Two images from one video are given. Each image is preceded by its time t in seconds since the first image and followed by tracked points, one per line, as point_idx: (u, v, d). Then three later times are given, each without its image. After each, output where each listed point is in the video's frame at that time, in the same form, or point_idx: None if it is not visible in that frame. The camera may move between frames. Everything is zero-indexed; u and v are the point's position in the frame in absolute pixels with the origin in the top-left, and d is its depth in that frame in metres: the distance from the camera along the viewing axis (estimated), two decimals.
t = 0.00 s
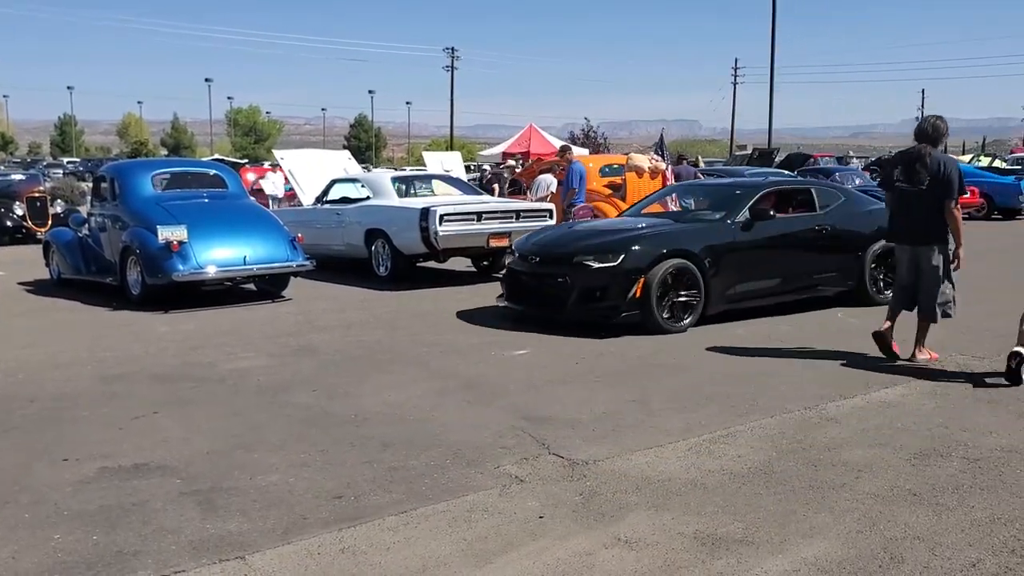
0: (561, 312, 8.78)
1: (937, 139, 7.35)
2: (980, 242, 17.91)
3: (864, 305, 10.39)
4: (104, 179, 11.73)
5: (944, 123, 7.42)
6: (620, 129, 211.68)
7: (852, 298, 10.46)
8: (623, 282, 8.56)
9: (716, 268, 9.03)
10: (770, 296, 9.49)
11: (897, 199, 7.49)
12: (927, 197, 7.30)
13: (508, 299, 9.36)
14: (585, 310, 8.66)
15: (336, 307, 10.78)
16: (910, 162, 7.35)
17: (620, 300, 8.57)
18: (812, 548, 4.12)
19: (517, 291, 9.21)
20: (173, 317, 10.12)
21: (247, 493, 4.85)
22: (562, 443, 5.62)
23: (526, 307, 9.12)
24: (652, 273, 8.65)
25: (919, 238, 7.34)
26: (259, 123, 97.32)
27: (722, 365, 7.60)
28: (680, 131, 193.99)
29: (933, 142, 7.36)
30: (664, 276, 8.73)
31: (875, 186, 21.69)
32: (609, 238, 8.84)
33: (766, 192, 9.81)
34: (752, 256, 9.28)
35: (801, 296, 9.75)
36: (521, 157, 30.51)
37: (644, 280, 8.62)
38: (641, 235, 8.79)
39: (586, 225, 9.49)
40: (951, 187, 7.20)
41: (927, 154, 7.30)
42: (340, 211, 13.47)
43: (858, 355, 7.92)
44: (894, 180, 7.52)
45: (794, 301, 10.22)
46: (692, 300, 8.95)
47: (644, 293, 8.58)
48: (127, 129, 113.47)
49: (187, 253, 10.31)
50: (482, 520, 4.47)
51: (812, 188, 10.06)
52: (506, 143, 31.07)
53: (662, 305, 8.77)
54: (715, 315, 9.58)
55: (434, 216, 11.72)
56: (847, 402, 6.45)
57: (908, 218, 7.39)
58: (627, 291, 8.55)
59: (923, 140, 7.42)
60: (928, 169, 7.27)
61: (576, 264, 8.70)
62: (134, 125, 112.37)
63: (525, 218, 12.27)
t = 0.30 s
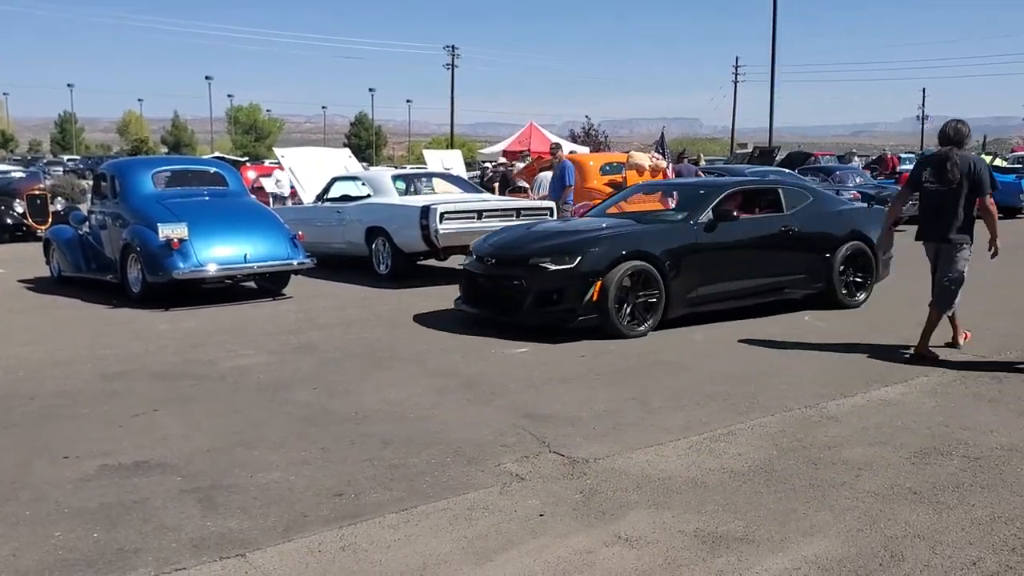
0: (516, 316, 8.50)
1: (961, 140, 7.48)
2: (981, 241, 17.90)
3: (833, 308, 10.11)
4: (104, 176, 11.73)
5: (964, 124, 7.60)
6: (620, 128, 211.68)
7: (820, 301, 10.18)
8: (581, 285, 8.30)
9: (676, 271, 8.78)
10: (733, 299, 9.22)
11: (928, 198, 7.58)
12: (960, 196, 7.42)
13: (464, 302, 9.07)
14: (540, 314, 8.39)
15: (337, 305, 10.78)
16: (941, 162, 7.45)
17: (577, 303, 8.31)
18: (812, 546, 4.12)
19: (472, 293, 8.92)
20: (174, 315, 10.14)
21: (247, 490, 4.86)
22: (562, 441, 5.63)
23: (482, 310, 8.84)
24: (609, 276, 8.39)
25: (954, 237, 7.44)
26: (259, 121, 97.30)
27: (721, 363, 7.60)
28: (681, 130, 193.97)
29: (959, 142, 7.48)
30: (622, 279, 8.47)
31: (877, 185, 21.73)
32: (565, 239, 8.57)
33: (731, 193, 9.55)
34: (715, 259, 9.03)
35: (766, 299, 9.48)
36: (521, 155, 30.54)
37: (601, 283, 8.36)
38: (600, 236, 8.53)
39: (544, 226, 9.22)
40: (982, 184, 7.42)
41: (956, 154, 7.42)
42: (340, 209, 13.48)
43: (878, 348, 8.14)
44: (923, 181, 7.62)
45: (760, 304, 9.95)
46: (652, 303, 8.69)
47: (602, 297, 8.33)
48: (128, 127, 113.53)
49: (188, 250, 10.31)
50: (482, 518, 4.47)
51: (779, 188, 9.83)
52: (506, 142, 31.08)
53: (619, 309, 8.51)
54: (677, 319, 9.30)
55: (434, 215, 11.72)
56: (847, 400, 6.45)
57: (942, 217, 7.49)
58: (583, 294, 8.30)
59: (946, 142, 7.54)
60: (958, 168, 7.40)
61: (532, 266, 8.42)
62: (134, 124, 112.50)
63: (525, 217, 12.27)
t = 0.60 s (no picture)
0: (475, 321, 8.26)
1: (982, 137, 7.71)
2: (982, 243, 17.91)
3: (803, 312, 9.85)
4: (106, 176, 11.74)
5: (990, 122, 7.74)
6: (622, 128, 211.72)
7: (791, 305, 9.92)
8: (539, 290, 8.06)
9: (640, 275, 8.53)
10: (699, 303, 8.96)
11: (948, 192, 7.83)
12: (975, 190, 7.65)
13: (423, 307, 8.81)
14: (498, 319, 8.14)
15: (337, 305, 10.79)
16: (957, 156, 7.72)
17: (536, 309, 8.05)
18: (813, 547, 4.12)
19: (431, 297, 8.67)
20: (175, 315, 10.14)
21: (248, 491, 4.86)
22: (563, 442, 5.63)
23: (441, 315, 8.59)
24: (569, 281, 8.14)
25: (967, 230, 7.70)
26: (260, 121, 97.35)
27: (721, 364, 7.60)
28: (682, 130, 194.05)
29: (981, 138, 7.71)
30: (584, 283, 8.22)
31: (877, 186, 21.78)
32: (525, 243, 8.31)
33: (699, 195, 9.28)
34: (681, 263, 8.77)
35: (734, 304, 9.22)
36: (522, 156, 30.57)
37: (561, 288, 8.11)
38: (561, 239, 8.27)
39: (507, 228, 8.96)
40: (997, 179, 7.53)
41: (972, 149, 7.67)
42: (342, 209, 13.49)
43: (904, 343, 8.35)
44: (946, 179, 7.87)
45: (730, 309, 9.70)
46: (615, 309, 8.45)
47: (561, 302, 8.08)
48: (129, 127, 113.58)
49: (189, 250, 10.32)
50: (483, 518, 4.47)
51: (751, 190, 9.56)
52: (508, 143, 31.10)
53: (580, 315, 8.27)
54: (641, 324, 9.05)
55: (435, 215, 11.73)
56: (849, 401, 6.45)
57: (959, 210, 7.73)
58: (542, 298, 8.05)
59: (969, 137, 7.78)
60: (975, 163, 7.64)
61: (490, 270, 8.17)
62: (134, 124, 112.49)
63: (526, 217, 12.27)
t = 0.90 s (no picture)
0: (430, 326, 7.97)
1: (1014, 143, 7.70)
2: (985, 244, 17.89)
3: (774, 317, 9.61)
4: (109, 176, 11.75)
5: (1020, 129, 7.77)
6: (625, 129, 211.66)
7: (762, 310, 9.68)
8: (497, 295, 7.78)
9: (602, 280, 8.27)
10: (665, 309, 8.70)
11: (977, 195, 7.82)
12: (1005, 195, 7.66)
13: (380, 313, 8.51)
14: (455, 324, 7.85)
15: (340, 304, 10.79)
16: (988, 160, 7.69)
17: (494, 315, 7.78)
18: (816, 548, 4.12)
19: (386, 301, 8.37)
20: (178, 314, 10.15)
21: (251, 490, 4.86)
22: (567, 442, 5.63)
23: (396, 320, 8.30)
24: (529, 285, 7.87)
25: (996, 235, 7.73)
26: (263, 121, 97.43)
27: (724, 364, 7.59)
28: (686, 131, 194.09)
29: (1012, 144, 7.70)
30: (544, 288, 7.96)
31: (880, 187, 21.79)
32: (484, 246, 8.05)
33: (666, 198, 9.04)
34: (645, 267, 8.52)
35: (702, 309, 8.98)
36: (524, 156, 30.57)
37: (519, 293, 7.83)
38: (520, 243, 8.01)
39: (467, 232, 8.70)
40: None
41: (1003, 154, 7.66)
42: (345, 209, 13.50)
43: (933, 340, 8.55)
44: (973, 181, 7.85)
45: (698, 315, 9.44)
46: (576, 315, 8.20)
47: (520, 307, 7.81)
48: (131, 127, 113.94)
49: (193, 249, 10.33)
50: (485, 518, 4.47)
51: (720, 192, 9.34)
52: (511, 143, 31.15)
53: (540, 320, 8.00)
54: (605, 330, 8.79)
55: (438, 215, 11.73)
56: (852, 402, 6.45)
57: (989, 214, 7.75)
58: (500, 303, 7.77)
59: (1000, 141, 7.77)
60: (1005, 168, 7.64)
61: (446, 273, 7.89)
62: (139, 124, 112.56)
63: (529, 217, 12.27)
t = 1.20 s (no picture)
0: (383, 333, 7.68)
1: None
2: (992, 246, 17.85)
3: (746, 323, 9.36)
4: (116, 175, 11.78)
5: None
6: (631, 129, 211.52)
7: (733, 316, 9.42)
8: (452, 300, 7.49)
9: (563, 285, 8.01)
10: (630, 314, 8.43)
11: (1012, 193, 8.37)
12: None
13: (335, 317, 8.21)
14: (409, 331, 7.55)
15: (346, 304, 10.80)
16: None
17: (450, 321, 7.49)
18: (822, 549, 4.11)
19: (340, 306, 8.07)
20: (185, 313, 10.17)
21: (257, 489, 4.87)
22: (572, 442, 5.63)
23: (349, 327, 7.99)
24: (485, 291, 7.60)
25: None
26: (270, 121, 97.54)
27: (729, 365, 7.58)
28: (692, 132, 193.87)
29: None
30: (503, 292, 7.69)
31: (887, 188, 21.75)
32: (440, 250, 7.76)
33: (633, 201, 8.80)
34: (607, 272, 8.26)
35: (669, 315, 8.72)
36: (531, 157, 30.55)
37: (477, 298, 7.56)
38: (478, 246, 7.74)
39: (427, 234, 8.41)
40: None
41: None
42: (351, 208, 13.49)
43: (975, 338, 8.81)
44: (1008, 177, 8.41)
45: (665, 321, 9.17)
46: (536, 321, 7.93)
47: (476, 312, 7.54)
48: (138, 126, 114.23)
49: (199, 249, 10.35)
50: (491, 518, 4.47)
51: (689, 195, 9.10)
52: (517, 143, 31.15)
53: (498, 326, 7.73)
54: (568, 335, 8.52)
55: (444, 215, 11.74)
56: (859, 403, 6.44)
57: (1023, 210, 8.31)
58: (456, 309, 7.49)
59: None
60: None
61: (400, 278, 7.59)
62: (146, 124, 112.74)
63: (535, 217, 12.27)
